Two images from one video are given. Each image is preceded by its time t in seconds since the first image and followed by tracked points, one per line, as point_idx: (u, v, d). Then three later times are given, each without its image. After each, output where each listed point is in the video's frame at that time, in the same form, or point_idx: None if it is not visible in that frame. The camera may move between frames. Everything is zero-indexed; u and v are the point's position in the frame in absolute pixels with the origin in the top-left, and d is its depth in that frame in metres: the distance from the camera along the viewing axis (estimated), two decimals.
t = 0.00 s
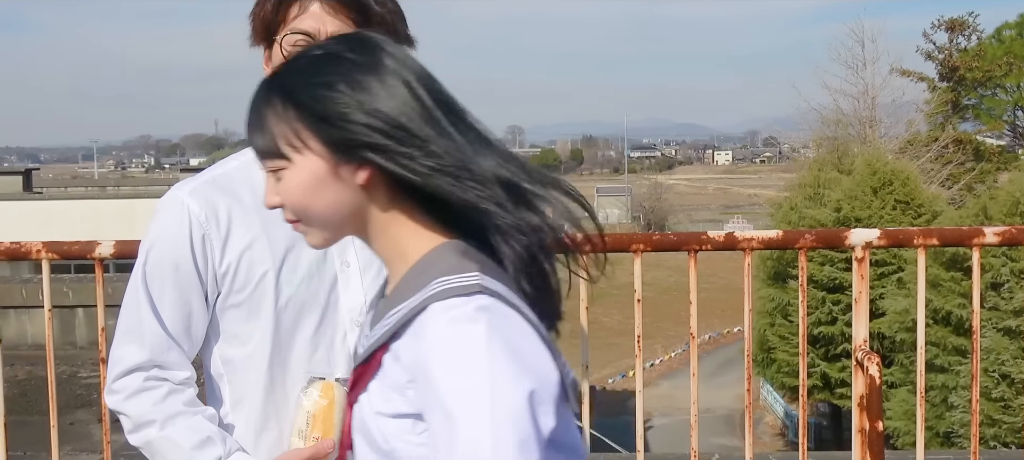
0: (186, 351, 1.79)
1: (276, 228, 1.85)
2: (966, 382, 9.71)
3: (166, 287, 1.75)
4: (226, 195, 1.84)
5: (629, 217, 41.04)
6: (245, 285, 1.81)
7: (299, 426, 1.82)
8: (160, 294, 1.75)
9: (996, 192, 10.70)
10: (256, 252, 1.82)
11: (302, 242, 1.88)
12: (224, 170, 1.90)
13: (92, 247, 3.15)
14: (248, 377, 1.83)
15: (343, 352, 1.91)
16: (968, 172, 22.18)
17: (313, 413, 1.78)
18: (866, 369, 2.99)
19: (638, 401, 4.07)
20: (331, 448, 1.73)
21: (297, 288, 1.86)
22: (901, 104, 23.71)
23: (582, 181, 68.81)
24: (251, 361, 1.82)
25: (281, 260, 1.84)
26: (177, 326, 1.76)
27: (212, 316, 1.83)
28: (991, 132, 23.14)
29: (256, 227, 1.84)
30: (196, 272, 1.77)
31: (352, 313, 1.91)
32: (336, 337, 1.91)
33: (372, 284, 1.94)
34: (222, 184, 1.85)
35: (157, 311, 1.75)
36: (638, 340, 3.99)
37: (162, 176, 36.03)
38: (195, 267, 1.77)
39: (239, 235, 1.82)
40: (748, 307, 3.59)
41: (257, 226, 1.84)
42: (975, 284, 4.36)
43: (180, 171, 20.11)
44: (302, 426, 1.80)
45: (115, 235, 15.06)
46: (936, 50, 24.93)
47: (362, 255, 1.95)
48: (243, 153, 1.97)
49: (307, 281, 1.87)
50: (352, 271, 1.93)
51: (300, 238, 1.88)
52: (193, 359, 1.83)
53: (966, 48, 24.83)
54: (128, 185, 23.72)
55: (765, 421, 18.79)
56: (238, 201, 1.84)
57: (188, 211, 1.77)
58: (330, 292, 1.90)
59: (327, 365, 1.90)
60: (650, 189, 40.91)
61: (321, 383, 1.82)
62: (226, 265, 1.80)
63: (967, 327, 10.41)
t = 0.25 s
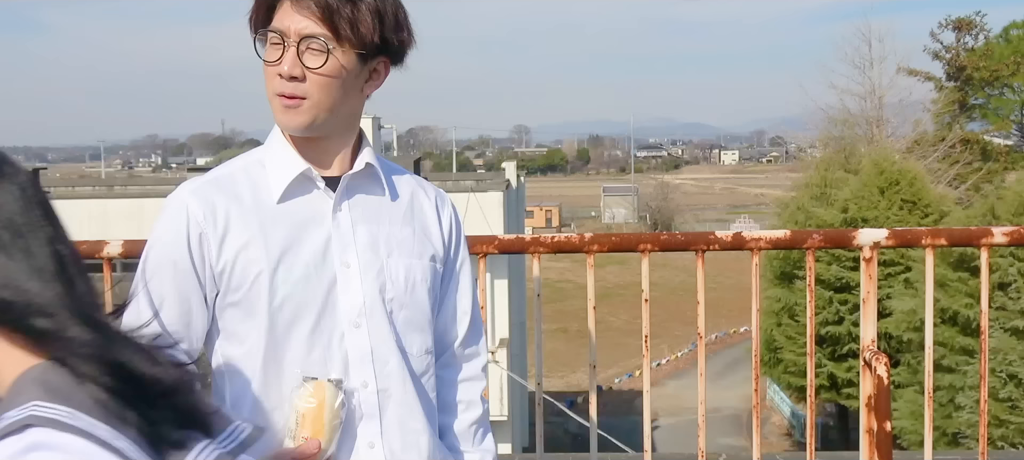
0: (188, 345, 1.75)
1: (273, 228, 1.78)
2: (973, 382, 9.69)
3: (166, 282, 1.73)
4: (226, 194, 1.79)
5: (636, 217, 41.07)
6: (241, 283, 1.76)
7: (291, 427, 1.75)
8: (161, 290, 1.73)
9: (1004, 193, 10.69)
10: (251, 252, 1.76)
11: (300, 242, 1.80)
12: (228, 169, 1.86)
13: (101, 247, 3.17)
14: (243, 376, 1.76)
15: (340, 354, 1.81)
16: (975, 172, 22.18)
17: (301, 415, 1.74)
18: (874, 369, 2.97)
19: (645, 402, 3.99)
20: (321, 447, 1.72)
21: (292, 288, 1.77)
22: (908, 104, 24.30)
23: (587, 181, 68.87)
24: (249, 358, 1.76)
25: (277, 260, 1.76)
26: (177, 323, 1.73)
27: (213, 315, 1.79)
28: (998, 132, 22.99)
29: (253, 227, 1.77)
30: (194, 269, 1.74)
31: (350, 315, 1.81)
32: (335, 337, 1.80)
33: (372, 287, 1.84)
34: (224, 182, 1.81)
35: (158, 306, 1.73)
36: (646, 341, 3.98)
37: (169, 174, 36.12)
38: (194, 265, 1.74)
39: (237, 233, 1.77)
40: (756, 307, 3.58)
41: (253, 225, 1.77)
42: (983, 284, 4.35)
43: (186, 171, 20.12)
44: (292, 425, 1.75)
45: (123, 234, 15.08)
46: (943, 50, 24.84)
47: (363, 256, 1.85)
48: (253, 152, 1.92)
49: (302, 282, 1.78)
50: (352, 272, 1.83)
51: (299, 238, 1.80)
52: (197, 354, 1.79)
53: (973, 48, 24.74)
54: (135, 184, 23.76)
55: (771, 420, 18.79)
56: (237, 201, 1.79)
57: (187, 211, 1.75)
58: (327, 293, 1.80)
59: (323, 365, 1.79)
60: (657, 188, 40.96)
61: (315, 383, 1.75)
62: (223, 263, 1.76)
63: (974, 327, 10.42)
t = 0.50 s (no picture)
0: (190, 345, 1.66)
1: (275, 228, 1.67)
2: (981, 382, 9.66)
3: (169, 282, 1.64)
4: (232, 194, 1.69)
5: (643, 216, 41.17)
6: (241, 283, 1.65)
7: (285, 425, 1.66)
8: (165, 289, 1.64)
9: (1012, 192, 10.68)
10: (251, 252, 1.65)
11: (301, 242, 1.68)
12: (237, 169, 1.75)
13: (109, 245, 3.15)
14: (243, 375, 1.66)
15: (339, 354, 1.69)
16: (983, 171, 22.16)
17: (297, 411, 1.64)
18: (882, 369, 2.96)
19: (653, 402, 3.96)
20: (312, 448, 1.62)
21: (290, 288, 1.65)
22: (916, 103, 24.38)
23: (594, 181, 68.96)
24: (248, 358, 1.65)
25: (276, 260, 1.65)
26: (179, 323, 1.64)
27: (216, 315, 1.69)
28: (1007, 132, 22.77)
29: (255, 227, 1.66)
30: (194, 268, 1.64)
31: (351, 315, 1.68)
32: (334, 337, 1.68)
33: (374, 287, 1.71)
34: (231, 182, 1.71)
35: (160, 305, 1.65)
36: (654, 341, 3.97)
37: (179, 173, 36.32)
38: (195, 264, 1.64)
39: (240, 231, 1.66)
40: (764, 308, 3.57)
41: (255, 226, 1.66)
42: (991, 284, 4.35)
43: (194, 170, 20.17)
44: (287, 425, 1.65)
45: (130, 233, 15.12)
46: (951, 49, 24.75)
47: (367, 254, 1.72)
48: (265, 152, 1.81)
49: (302, 282, 1.66)
50: (354, 272, 1.70)
51: (301, 237, 1.68)
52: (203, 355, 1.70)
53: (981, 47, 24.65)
54: (144, 184, 23.86)
55: (779, 420, 18.77)
56: (242, 202, 1.68)
57: (190, 211, 1.65)
58: (328, 292, 1.68)
59: (322, 364, 1.68)
60: (664, 188, 41.03)
61: (310, 382, 1.64)
62: (224, 262, 1.66)
63: (983, 327, 10.42)
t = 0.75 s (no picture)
0: (198, 345, 1.65)
1: (280, 230, 1.66)
2: (989, 384, 9.63)
3: (177, 283, 1.64)
4: (241, 197, 1.69)
5: (650, 217, 41.18)
6: (245, 283, 1.65)
7: (288, 426, 1.65)
8: (172, 290, 1.64)
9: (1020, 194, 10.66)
10: (256, 252, 1.65)
11: (306, 243, 1.67)
12: (246, 172, 1.74)
13: (117, 245, 3.12)
14: (248, 374, 1.66)
15: (343, 356, 1.68)
16: (991, 172, 22.11)
17: (297, 413, 1.63)
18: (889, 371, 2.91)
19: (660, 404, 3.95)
20: (313, 448, 1.61)
21: (294, 288, 1.65)
22: (923, 105, 24.29)
23: (601, 181, 68.96)
24: (253, 358, 1.65)
25: (280, 261, 1.64)
26: (185, 325, 1.64)
27: (223, 317, 1.69)
28: (1015, 133, 22.73)
29: (260, 229, 1.66)
30: (199, 268, 1.64)
31: (354, 316, 1.67)
32: (338, 338, 1.67)
33: (377, 289, 1.69)
34: (239, 184, 1.71)
35: (168, 306, 1.65)
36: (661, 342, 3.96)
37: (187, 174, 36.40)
38: (201, 265, 1.64)
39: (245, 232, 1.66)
40: (770, 309, 3.55)
41: (260, 227, 1.66)
42: (999, 285, 4.33)
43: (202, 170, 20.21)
44: (289, 425, 1.64)
45: (138, 232, 15.11)
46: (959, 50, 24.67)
47: (372, 255, 1.70)
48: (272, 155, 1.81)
49: (305, 282, 1.65)
50: (358, 273, 1.68)
51: (304, 238, 1.67)
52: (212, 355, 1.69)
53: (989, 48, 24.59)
54: (151, 184, 23.91)
55: (785, 421, 18.75)
56: (248, 204, 1.68)
57: (197, 213, 1.65)
58: (331, 293, 1.67)
59: (325, 365, 1.67)
60: (671, 188, 41.03)
61: (313, 383, 1.63)
62: (229, 263, 1.65)
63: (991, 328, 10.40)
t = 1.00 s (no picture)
0: (194, 346, 1.65)
1: (276, 233, 1.66)
2: (994, 388, 9.61)
3: (174, 285, 1.64)
4: (239, 199, 1.68)
5: (655, 220, 41.26)
6: (240, 285, 1.64)
7: (282, 430, 1.65)
8: (169, 291, 1.64)
9: None
10: (253, 253, 1.64)
11: (302, 246, 1.67)
12: (246, 174, 1.75)
13: (122, 248, 3.10)
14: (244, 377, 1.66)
15: (337, 360, 1.67)
16: (997, 176, 22.08)
17: (290, 417, 1.62)
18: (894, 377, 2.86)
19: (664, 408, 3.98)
20: (306, 451, 1.59)
21: (289, 291, 1.64)
22: (929, 108, 24.24)
23: (606, 184, 69.04)
24: (248, 361, 1.65)
25: (275, 264, 1.64)
26: (181, 325, 1.64)
27: (220, 318, 1.69)
28: (1020, 137, 22.73)
29: (256, 231, 1.66)
30: (196, 269, 1.64)
31: (349, 320, 1.66)
32: (331, 343, 1.66)
33: (371, 294, 1.68)
34: (237, 186, 1.70)
35: (165, 307, 1.64)
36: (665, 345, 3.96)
37: (194, 175, 36.45)
38: (199, 266, 1.64)
39: (242, 234, 1.65)
40: (774, 314, 3.54)
41: (257, 229, 1.66)
42: (1004, 290, 4.32)
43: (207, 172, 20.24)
44: (283, 429, 1.64)
45: (144, 234, 15.12)
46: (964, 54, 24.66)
47: (368, 259, 1.70)
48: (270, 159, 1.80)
49: (300, 286, 1.65)
50: (354, 277, 1.67)
51: (300, 242, 1.67)
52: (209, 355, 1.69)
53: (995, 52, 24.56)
54: (157, 186, 23.93)
55: (790, 425, 18.75)
56: (244, 207, 1.68)
57: (194, 215, 1.66)
58: (327, 297, 1.66)
59: (319, 368, 1.66)
60: (676, 192, 41.07)
61: (307, 387, 1.63)
62: (225, 264, 1.65)
63: (996, 333, 10.38)
